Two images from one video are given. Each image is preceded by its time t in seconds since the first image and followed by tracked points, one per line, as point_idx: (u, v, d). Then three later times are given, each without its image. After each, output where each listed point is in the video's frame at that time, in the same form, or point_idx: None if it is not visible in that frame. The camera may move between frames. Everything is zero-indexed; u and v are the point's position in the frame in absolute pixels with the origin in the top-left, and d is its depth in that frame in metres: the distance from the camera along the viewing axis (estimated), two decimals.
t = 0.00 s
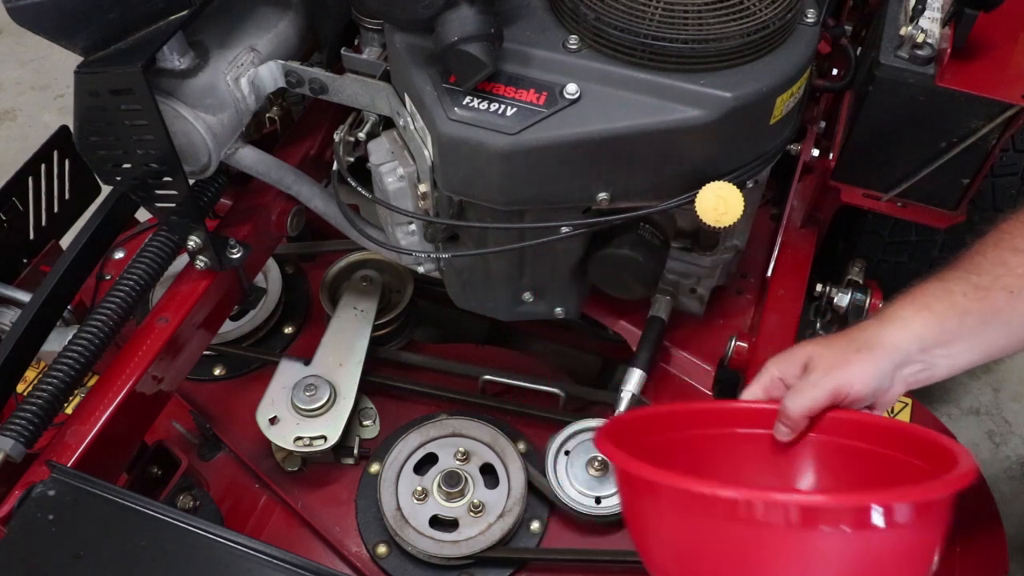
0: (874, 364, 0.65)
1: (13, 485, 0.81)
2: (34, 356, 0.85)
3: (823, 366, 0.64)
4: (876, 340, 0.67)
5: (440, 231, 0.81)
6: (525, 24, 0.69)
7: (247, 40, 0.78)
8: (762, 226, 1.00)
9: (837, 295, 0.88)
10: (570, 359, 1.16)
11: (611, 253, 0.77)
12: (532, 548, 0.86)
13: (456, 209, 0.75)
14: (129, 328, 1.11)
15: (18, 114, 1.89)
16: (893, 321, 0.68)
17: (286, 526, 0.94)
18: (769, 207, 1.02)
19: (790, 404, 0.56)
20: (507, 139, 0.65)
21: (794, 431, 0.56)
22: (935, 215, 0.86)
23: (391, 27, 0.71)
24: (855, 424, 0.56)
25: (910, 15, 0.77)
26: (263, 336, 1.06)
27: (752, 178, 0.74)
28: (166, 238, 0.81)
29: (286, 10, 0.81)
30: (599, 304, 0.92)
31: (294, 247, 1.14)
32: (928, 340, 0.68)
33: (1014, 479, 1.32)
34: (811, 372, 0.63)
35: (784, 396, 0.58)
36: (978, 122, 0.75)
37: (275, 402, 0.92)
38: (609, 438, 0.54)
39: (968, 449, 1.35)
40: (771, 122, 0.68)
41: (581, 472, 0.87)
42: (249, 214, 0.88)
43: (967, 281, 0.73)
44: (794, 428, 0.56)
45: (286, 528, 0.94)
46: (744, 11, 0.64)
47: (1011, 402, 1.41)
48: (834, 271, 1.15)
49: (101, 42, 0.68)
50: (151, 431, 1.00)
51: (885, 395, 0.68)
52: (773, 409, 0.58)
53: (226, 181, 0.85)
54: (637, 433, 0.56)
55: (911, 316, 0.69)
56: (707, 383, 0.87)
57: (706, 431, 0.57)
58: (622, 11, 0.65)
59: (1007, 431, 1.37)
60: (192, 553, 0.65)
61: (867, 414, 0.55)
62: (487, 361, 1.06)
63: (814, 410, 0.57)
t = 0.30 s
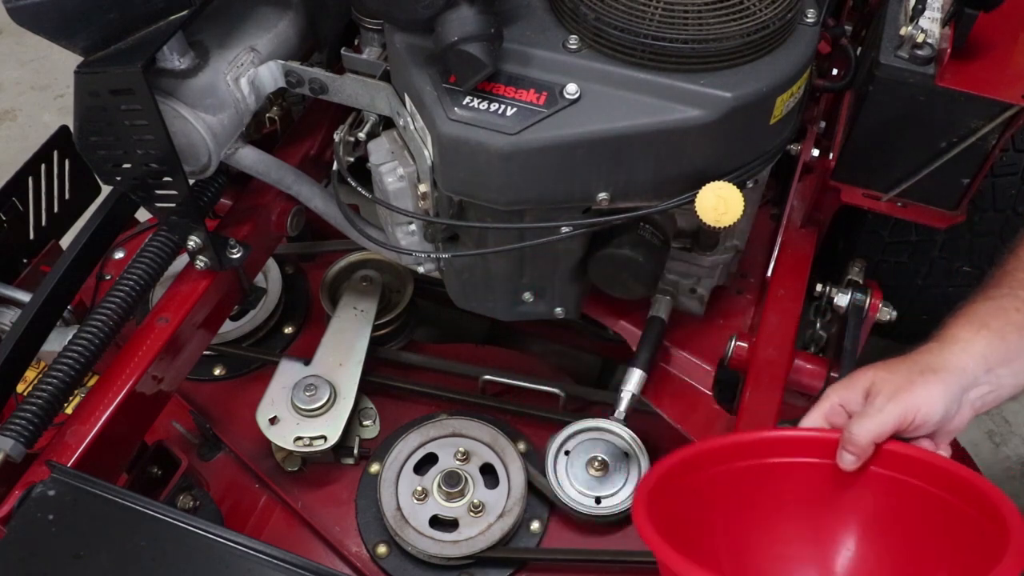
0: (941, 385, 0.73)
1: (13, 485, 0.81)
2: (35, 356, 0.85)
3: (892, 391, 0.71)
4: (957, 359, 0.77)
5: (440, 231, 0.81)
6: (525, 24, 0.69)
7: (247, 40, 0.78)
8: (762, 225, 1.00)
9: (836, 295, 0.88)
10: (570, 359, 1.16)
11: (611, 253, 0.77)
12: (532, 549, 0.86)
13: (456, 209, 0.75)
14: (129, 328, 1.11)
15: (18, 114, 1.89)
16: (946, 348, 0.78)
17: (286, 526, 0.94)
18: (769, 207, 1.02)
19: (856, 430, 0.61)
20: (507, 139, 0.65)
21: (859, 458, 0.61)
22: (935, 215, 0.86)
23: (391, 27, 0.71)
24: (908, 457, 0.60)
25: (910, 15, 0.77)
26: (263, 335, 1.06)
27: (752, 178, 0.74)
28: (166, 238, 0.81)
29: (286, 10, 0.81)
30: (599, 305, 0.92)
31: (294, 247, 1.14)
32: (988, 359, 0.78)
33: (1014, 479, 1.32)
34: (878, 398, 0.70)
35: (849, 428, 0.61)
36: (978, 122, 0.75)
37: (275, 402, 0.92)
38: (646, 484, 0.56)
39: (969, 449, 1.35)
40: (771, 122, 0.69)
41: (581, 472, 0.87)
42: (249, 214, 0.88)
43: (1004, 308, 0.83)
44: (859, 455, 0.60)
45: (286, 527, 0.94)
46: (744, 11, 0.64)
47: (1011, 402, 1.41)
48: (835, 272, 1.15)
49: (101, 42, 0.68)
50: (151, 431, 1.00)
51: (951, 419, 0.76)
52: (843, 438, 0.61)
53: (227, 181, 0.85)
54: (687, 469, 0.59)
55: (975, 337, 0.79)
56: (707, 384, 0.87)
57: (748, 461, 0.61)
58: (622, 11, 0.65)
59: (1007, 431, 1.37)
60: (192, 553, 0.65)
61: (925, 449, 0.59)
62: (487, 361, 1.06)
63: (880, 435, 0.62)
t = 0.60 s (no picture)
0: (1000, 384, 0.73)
1: (13, 485, 0.81)
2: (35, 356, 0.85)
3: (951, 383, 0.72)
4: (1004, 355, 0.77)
5: (439, 231, 0.81)
6: (525, 24, 0.69)
7: (247, 40, 0.78)
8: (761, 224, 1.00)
9: (836, 295, 0.88)
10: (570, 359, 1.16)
11: (611, 252, 0.77)
12: (531, 549, 0.86)
13: (455, 209, 0.75)
14: (129, 328, 1.11)
15: (18, 114, 1.88)
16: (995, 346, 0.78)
17: (286, 526, 0.94)
18: (769, 207, 1.01)
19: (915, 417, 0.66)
20: (507, 139, 0.65)
21: (916, 445, 0.66)
22: (935, 215, 0.86)
23: (391, 27, 0.71)
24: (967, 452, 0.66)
25: (910, 15, 0.77)
26: (263, 335, 1.06)
27: (752, 178, 0.74)
28: (166, 238, 0.81)
29: (286, 10, 0.81)
30: (599, 304, 0.92)
31: (294, 247, 1.14)
32: None
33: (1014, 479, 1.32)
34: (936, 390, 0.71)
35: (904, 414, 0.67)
36: (978, 122, 0.75)
37: (275, 402, 0.92)
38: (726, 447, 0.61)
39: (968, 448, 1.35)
40: (771, 122, 0.69)
41: (581, 472, 0.87)
42: (249, 214, 0.88)
43: None
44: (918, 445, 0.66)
45: (286, 527, 0.94)
46: (744, 11, 0.64)
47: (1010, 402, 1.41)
48: (834, 272, 1.15)
49: (101, 42, 0.68)
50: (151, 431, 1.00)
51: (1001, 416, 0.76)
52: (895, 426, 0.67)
53: (227, 181, 0.85)
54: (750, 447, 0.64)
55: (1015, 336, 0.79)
56: (707, 384, 0.87)
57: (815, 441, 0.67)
58: (622, 11, 0.65)
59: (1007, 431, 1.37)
60: (192, 553, 0.65)
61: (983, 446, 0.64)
62: (487, 361, 1.07)
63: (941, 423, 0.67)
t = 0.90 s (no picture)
0: None
1: (13, 485, 0.81)
2: (35, 356, 0.85)
3: None
4: None
5: (439, 231, 0.81)
6: (525, 24, 0.69)
7: (247, 40, 0.78)
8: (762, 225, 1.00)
9: (836, 295, 0.88)
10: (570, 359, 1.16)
11: (611, 252, 0.77)
12: (531, 549, 0.86)
13: (456, 209, 0.75)
14: (129, 328, 1.11)
15: (18, 114, 1.88)
16: None
17: (285, 526, 0.94)
18: (769, 207, 1.01)
19: None
20: (508, 139, 0.65)
21: None
22: (935, 215, 0.85)
23: (391, 27, 0.71)
24: None
25: (910, 15, 0.77)
26: (263, 335, 1.06)
27: (752, 178, 0.74)
28: (166, 238, 0.81)
29: (286, 10, 0.81)
30: (599, 304, 0.91)
31: (295, 247, 1.14)
32: None
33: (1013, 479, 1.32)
34: None
35: None
36: (978, 122, 0.75)
37: (274, 402, 0.92)
38: (891, 417, 0.64)
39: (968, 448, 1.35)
40: (771, 122, 0.69)
41: (581, 472, 0.87)
42: (249, 214, 0.88)
43: None
44: None
45: (285, 527, 0.94)
46: (744, 11, 0.64)
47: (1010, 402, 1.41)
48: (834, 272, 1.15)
49: (101, 42, 0.68)
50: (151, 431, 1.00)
51: None
52: None
53: (227, 181, 0.85)
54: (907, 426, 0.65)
55: None
56: (707, 384, 0.87)
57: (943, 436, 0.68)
58: (622, 11, 0.65)
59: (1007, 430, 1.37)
60: (193, 553, 0.65)
61: None
62: (487, 361, 1.07)
63: None
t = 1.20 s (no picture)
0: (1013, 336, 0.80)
1: (13, 485, 0.81)
2: (34, 356, 0.85)
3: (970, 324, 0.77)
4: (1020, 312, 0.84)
5: (439, 231, 0.81)
6: (525, 24, 0.69)
7: (247, 40, 0.78)
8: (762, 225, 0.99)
9: (837, 295, 0.89)
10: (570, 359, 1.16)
11: (611, 252, 0.77)
12: (531, 549, 0.86)
13: (456, 209, 0.75)
14: (129, 328, 1.11)
15: (18, 114, 1.88)
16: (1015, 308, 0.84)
17: (286, 526, 0.94)
18: (769, 207, 1.01)
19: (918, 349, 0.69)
20: (507, 139, 0.65)
21: (913, 372, 0.69)
22: (935, 215, 0.86)
23: (391, 27, 0.71)
24: (974, 410, 0.66)
25: (910, 15, 0.77)
26: (263, 336, 1.06)
27: (752, 178, 0.74)
28: (166, 238, 0.81)
29: (286, 10, 0.81)
30: (599, 304, 0.92)
31: (295, 247, 1.14)
32: None
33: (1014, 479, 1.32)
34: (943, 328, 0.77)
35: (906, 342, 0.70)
36: (978, 122, 0.75)
37: (274, 402, 0.92)
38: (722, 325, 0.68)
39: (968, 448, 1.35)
40: (771, 122, 0.69)
41: (581, 472, 0.87)
42: (249, 214, 0.88)
43: None
44: (916, 370, 0.68)
45: (286, 527, 0.94)
46: (744, 11, 0.64)
47: (1010, 402, 1.41)
48: (834, 272, 1.15)
49: (101, 42, 0.68)
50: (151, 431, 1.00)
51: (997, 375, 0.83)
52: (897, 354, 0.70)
53: (227, 181, 0.85)
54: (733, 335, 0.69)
55: None
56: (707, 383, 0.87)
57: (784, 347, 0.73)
58: (622, 11, 0.65)
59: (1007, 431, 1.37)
60: (193, 553, 0.65)
61: (990, 412, 0.65)
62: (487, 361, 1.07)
63: (940, 362, 0.70)
